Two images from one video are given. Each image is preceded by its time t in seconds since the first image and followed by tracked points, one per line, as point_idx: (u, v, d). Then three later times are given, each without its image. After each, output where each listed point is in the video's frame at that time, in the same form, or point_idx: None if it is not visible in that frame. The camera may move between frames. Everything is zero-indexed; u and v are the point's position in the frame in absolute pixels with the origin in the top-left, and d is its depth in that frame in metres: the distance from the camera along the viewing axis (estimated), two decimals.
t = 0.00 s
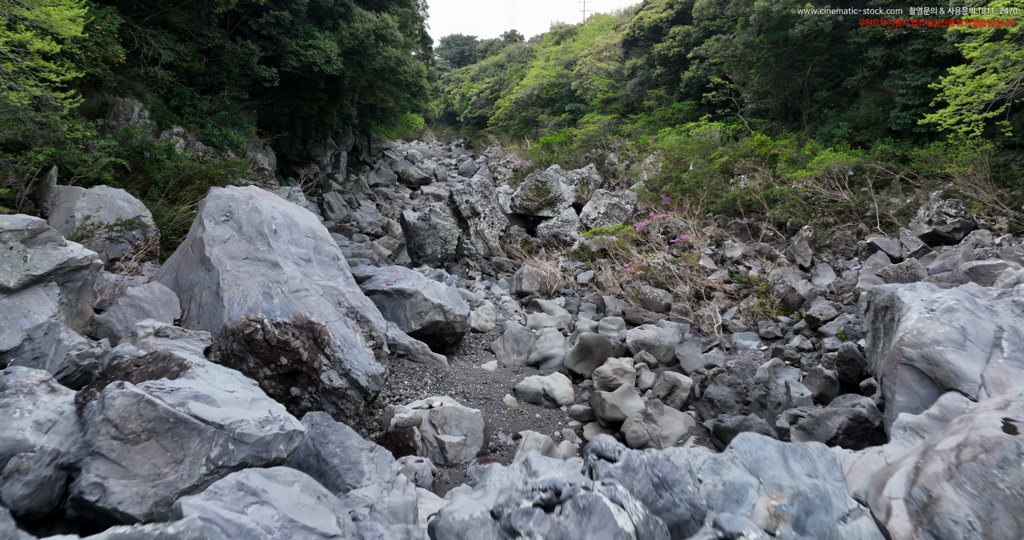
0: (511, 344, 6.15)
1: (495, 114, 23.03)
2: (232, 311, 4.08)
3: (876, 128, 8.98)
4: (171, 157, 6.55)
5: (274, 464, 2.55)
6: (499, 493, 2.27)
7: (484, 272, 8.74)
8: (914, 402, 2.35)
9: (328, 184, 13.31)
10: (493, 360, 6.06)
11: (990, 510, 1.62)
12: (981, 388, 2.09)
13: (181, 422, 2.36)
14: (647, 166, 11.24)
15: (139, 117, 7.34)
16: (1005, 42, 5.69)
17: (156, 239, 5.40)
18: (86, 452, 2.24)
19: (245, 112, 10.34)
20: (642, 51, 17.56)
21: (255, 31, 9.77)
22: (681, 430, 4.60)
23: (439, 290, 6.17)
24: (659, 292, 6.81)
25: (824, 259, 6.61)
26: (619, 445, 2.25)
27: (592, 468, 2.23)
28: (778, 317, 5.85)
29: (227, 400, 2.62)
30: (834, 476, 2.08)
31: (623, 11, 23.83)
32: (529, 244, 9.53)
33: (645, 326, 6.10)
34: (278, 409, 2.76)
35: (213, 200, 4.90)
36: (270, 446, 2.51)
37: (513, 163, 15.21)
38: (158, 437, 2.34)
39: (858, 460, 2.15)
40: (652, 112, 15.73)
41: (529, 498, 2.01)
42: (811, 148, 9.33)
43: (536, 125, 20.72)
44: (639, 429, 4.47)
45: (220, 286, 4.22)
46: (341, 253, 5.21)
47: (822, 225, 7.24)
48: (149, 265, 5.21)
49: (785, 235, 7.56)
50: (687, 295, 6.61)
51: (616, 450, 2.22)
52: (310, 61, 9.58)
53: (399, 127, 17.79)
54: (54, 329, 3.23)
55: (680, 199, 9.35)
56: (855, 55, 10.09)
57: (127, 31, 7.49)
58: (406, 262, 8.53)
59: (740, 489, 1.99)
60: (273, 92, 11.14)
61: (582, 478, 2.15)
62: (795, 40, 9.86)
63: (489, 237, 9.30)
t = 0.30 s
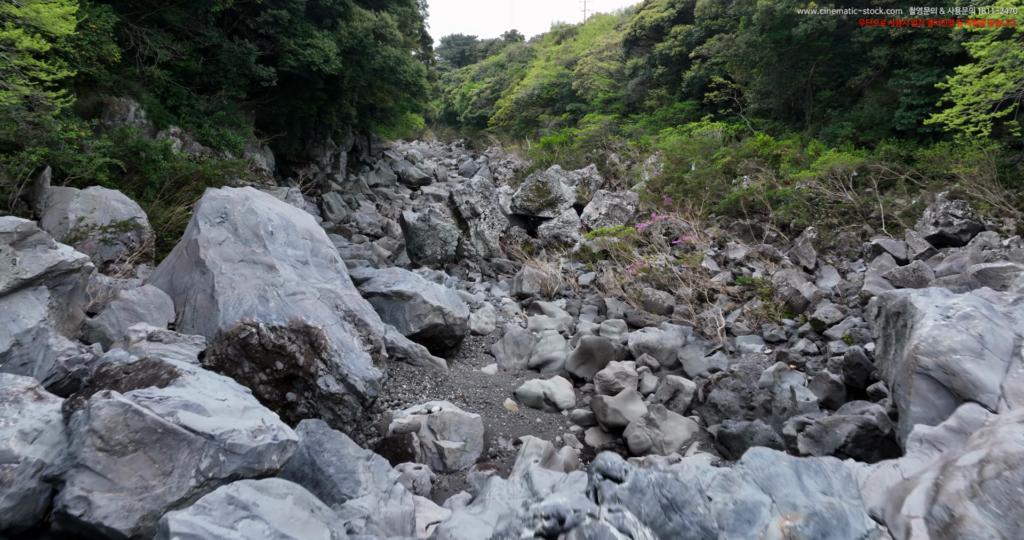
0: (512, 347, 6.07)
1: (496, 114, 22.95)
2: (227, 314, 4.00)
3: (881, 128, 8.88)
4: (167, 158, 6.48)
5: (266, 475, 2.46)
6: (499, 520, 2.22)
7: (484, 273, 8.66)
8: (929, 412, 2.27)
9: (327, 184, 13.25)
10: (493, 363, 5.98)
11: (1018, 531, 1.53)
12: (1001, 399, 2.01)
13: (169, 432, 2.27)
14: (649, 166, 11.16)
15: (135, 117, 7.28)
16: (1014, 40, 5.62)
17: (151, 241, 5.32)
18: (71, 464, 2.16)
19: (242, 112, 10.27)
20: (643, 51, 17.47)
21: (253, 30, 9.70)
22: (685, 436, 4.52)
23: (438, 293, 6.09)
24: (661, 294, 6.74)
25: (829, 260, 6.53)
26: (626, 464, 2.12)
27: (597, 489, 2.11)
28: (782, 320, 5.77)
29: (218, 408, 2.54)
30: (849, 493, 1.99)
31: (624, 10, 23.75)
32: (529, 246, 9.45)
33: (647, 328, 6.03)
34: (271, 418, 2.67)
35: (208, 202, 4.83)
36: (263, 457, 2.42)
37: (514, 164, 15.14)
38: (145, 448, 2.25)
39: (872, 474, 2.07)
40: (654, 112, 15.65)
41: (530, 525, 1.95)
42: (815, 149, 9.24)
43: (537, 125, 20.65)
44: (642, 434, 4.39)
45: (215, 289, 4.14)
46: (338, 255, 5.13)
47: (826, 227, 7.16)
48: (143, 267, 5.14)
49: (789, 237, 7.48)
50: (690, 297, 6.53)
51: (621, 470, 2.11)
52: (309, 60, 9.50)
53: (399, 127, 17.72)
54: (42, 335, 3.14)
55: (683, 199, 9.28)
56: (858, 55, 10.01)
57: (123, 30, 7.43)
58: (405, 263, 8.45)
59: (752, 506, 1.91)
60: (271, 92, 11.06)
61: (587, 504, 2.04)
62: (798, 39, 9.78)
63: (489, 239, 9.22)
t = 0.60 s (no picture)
0: (512, 350, 5.99)
1: (496, 114, 22.88)
2: (222, 318, 3.92)
3: (885, 128, 8.79)
4: (163, 158, 6.40)
5: (257, 487, 2.37)
6: None
7: (484, 275, 8.58)
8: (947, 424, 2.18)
9: (327, 185, 13.19)
10: (493, 367, 5.90)
11: None
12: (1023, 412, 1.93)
13: (157, 444, 2.19)
14: (650, 167, 11.08)
15: (131, 117, 7.22)
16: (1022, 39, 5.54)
17: (146, 243, 5.25)
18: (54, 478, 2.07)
19: (240, 112, 10.20)
20: (645, 50, 17.39)
21: (250, 29, 9.63)
22: (688, 442, 4.44)
23: (437, 295, 6.00)
24: (663, 297, 6.65)
25: (833, 262, 6.45)
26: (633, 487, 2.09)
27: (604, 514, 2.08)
28: (787, 323, 5.68)
29: (209, 418, 2.45)
30: (867, 513, 1.90)
31: (625, 10, 23.64)
32: (530, 247, 9.37)
33: (649, 331, 5.95)
34: (264, 428, 2.58)
35: (203, 203, 4.75)
36: (254, 469, 2.33)
37: (514, 164, 15.06)
38: (132, 461, 2.17)
39: (889, 489, 1.99)
40: (655, 112, 15.58)
41: None
42: (818, 149, 9.14)
43: (537, 125, 20.57)
44: (644, 440, 4.30)
45: (210, 292, 4.06)
46: (336, 258, 5.05)
47: (830, 228, 7.08)
48: (138, 270, 5.06)
49: (793, 238, 7.39)
50: (693, 300, 6.45)
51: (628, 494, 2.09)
52: (307, 59, 9.43)
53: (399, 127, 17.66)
54: (30, 340, 3.06)
55: (685, 200, 9.20)
56: (863, 54, 9.91)
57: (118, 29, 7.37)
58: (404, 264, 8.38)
59: (766, 526, 1.81)
60: (269, 92, 10.97)
61: (592, 531, 2.02)
62: (801, 39, 9.70)
63: (489, 240, 9.14)
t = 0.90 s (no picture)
0: (513, 353, 5.91)
1: (497, 114, 22.81)
2: (216, 322, 3.84)
3: (889, 128, 8.71)
4: (159, 158, 6.34)
5: (248, 500, 2.30)
6: None
7: (485, 276, 8.50)
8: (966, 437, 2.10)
9: (326, 185, 13.13)
10: (493, 370, 5.82)
11: None
12: None
13: (145, 456, 2.10)
14: (652, 167, 11.00)
15: (127, 117, 7.17)
16: None
17: (141, 245, 5.18)
18: (35, 492, 1.98)
19: (238, 112, 10.14)
20: (646, 50, 17.29)
21: (248, 28, 9.58)
22: (692, 448, 4.35)
23: (437, 298, 5.92)
24: (666, 299, 6.57)
25: (838, 264, 6.37)
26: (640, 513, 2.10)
27: None
28: (792, 326, 5.60)
29: (200, 428, 2.37)
30: (887, 534, 1.81)
31: (626, 9, 23.53)
32: (531, 248, 9.29)
33: (651, 334, 5.87)
34: (256, 438, 2.51)
35: (198, 205, 4.66)
36: (246, 481, 2.25)
37: (515, 165, 14.99)
38: (118, 474, 2.08)
39: (906, 506, 1.91)
40: (657, 112, 15.49)
41: None
42: (822, 150, 9.04)
43: (538, 125, 20.50)
44: (647, 446, 4.22)
45: (204, 296, 3.98)
46: (334, 260, 4.97)
47: (834, 229, 6.99)
48: (133, 272, 4.98)
49: (796, 240, 7.31)
50: (695, 302, 6.37)
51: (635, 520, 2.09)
52: (306, 59, 9.36)
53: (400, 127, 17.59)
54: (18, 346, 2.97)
55: (687, 201, 9.12)
56: (867, 53, 9.82)
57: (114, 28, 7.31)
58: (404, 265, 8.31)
59: None
60: (268, 91, 10.90)
61: None
62: (805, 38, 9.62)
63: (489, 241, 9.06)
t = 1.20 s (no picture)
0: (513, 357, 5.83)
1: (497, 114, 22.74)
2: (210, 327, 3.75)
3: (894, 128, 8.62)
4: (155, 159, 6.27)
5: (240, 514, 2.21)
6: None
7: (485, 278, 8.42)
8: (986, 451, 2.02)
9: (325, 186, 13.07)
10: (494, 374, 5.74)
11: None
12: None
13: (130, 470, 2.02)
14: (654, 168, 10.92)
15: (123, 117, 7.12)
16: None
17: (136, 247, 5.10)
18: (16, 508, 1.88)
19: (236, 112, 10.08)
20: (647, 49, 17.21)
21: (246, 27, 9.52)
22: (696, 454, 4.27)
23: (436, 300, 5.84)
24: (668, 301, 6.48)
25: (843, 266, 6.28)
26: None
27: None
28: (797, 329, 5.52)
29: (189, 439, 2.29)
30: None
31: (627, 8, 23.44)
32: (532, 250, 9.21)
33: (654, 337, 5.79)
34: (248, 448, 2.43)
35: (193, 207, 4.59)
36: (237, 495, 2.17)
37: (516, 165, 14.92)
38: (102, 488, 2.00)
39: (925, 525, 1.84)
40: (658, 112, 15.42)
41: None
42: (826, 150, 8.95)
43: (539, 125, 20.43)
44: (650, 452, 4.14)
45: (198, 299, 3.89)
46: (331, 263, 4.89)
47: (839, 231, 6.90)
48: (127, 274, 4.90)
49: (800, 241, 7.23)
50: (698, 305, 6.29)
51: None
52: (304, 58, 9.28)
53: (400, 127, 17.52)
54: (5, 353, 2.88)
55: (689, 202, 9.04)
56: (871, 52, 9.74)
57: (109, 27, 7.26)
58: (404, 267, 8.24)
59: None
60: (266, 91, 10.83)
61: None
62: (809, 37, 9.54)
63: (489, 242, 8.97)
